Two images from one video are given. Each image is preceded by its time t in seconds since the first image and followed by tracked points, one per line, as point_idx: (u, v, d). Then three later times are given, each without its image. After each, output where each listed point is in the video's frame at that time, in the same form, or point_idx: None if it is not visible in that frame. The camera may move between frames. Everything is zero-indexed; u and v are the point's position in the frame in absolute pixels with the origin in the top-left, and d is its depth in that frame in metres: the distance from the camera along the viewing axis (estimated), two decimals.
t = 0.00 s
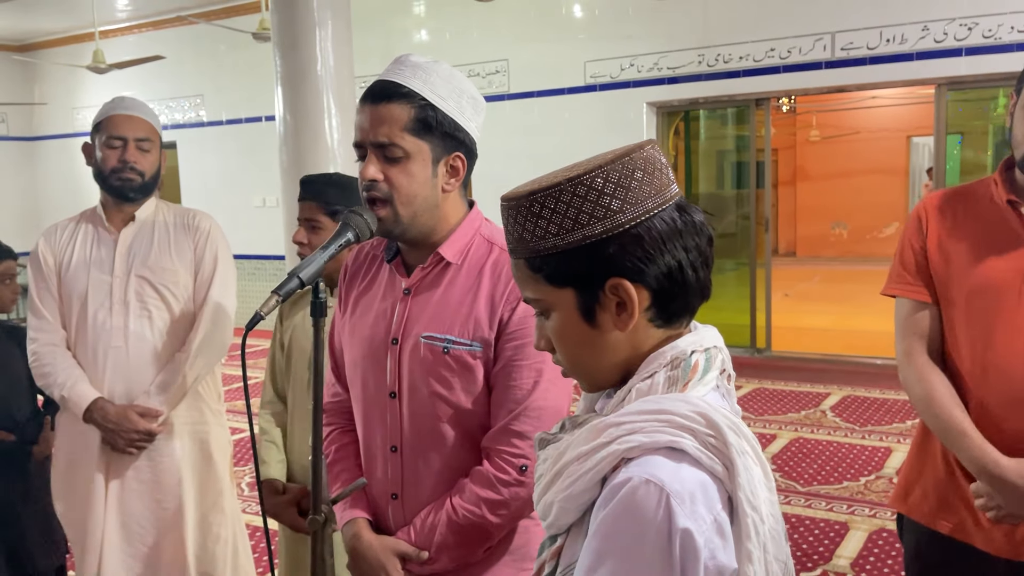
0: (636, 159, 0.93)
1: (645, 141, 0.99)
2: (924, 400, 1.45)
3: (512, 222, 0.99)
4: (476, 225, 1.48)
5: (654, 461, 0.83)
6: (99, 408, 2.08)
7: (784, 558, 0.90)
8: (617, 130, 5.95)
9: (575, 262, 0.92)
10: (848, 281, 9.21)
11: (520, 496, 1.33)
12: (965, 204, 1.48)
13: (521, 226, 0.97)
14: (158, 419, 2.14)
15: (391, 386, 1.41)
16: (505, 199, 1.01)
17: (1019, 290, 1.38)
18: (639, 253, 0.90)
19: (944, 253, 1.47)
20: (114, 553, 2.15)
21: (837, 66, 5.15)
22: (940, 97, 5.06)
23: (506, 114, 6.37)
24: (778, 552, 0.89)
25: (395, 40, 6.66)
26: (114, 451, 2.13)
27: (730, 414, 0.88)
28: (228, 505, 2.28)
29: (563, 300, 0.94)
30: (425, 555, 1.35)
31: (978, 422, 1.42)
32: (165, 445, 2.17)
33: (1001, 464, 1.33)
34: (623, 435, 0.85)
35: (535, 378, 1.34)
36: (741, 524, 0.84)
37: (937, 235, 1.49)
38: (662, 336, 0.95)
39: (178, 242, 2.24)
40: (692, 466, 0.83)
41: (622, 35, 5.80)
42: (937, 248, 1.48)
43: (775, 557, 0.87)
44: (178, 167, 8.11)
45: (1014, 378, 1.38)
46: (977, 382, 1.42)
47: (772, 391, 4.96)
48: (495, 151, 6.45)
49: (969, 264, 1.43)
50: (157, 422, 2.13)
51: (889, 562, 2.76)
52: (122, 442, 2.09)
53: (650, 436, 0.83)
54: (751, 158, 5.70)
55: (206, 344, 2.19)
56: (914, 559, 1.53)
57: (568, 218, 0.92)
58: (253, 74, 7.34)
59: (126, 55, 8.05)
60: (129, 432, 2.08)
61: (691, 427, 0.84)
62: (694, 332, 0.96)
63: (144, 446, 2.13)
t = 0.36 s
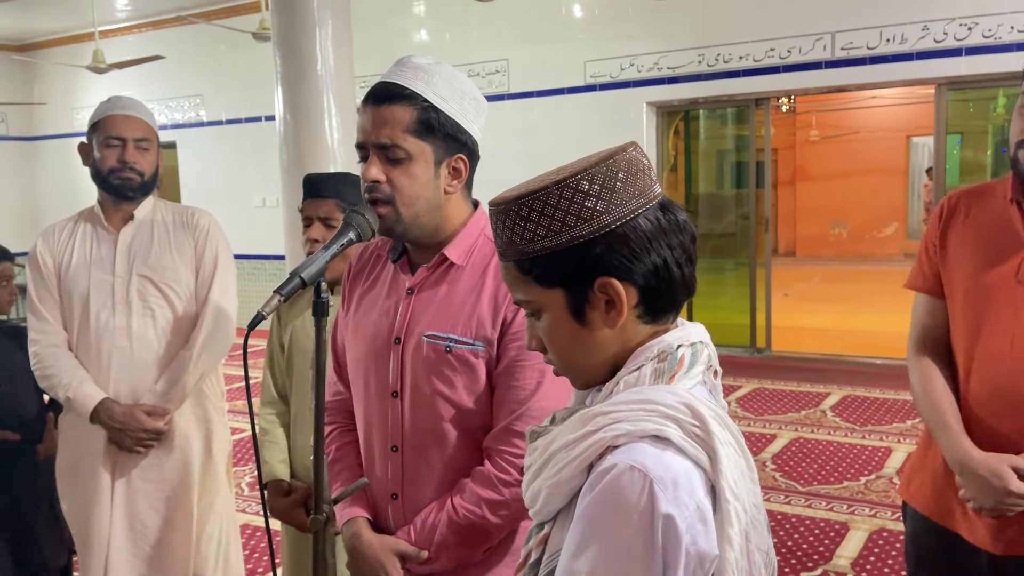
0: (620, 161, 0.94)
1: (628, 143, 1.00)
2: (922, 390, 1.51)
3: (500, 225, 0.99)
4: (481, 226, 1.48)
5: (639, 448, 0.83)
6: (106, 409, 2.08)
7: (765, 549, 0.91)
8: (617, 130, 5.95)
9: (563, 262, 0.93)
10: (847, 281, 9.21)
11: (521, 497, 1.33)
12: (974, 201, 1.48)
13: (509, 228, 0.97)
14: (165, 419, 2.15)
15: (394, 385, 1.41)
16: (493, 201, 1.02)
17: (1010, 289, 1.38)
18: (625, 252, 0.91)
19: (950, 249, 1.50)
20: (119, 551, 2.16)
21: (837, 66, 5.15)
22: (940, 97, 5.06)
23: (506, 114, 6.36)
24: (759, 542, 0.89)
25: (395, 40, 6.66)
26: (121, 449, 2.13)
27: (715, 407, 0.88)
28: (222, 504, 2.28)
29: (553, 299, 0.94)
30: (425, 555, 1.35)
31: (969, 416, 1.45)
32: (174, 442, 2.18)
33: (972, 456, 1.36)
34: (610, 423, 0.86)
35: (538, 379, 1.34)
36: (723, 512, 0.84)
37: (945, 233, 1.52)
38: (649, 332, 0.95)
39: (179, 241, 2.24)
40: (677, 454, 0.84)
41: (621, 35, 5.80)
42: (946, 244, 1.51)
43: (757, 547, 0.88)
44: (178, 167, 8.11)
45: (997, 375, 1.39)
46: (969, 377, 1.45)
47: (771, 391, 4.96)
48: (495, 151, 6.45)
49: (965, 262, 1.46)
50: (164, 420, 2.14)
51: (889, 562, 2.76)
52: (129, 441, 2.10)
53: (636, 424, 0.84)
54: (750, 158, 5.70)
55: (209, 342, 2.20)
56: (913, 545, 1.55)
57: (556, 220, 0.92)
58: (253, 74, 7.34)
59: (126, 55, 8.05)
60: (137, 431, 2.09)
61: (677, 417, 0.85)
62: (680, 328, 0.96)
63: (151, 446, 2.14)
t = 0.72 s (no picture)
0: (612, 163, 0.94)
1: (619, 144, 1.00)
2: (923, 388, 1.54)
3: (495, 228, 0.98)
4: (476, 225, 1.48)
5: (625, 438, 0.83)
6: (117, 411, 2.08)
7: (750, 543, 0.90)
8: (616, 130, 5.95)
9: (558, 263, 0.92)
10: (846, 280, 9.21)
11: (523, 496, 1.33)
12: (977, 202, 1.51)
13: (504, 232, 0.96)
14: (175, 419, 2.15)
15: (391, 386, 1.41)
16: (487, 203, 1.01)
17: (1001, 287, 1.41)
18: (619, 252, 0.91)
19: (953, 248, 1.53)
20: (127, 551, 2.15)
21: (835, 65, 5.14)
22: (938, 96, 5.06)
23: (504, 113, 6.36)
24: (744, 536, 0.88)
25: (393, 39, 6.65)
26: (131, 450, 2.13)
27: (702, 401, 0.89)
28: (228, 505, 2.30)
29: (549, 300, 0.94)
30: (427, 556, 1.35)
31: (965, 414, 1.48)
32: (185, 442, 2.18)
33: (955, 452, 1.41)
34: (600, 412, 0.86)
35: (538, 377, 1.33)
36: (707, 505, 0.84)
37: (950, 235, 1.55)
38: (644, 327, 0.95)
39: (182, 240, 2.24)
40: (663, 444, 0.84)
41: (620, 34, 5.80)
42: (951, 243, 1.54)
43: (742, 541, 0.88)
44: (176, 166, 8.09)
45: (988, 374, 1.41)
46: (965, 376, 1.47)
47: (770, 390, 4.96)
48: (494, 151, 6.45)
49: (963, 264, 1.49)
50: (174, 421, 2.14)
51: (888, 562, 2.75)
52: (141, 442, 2.10)
53: (623, 414, 0.84)
54: (749, 158, 5.70)
55: (217, 341, 2.20)
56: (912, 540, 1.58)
57: (551, 222, 0.92)
58: (251, 74, 7.33)
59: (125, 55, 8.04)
60: (149, 431, 2.09)
61: (664, 409, 0.85)
62: (671, 324, 0.96)
63: (162, 446, 2.14)
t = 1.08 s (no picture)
0: (605, 161, 0.93)
1: (611, 141, 0.99)
2: (920, 390, 1.51)
3: (489, 226, 0.98)
4: (473, 224, 1.47)
5: (613, 431, 0.83)
6: (125, 405, 2.08)
7: (740, 538, 0.90)
8: (615, 128, 5.95)
9: (552, 261, 0.92)
10: (845, 278, 9.21)
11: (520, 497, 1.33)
12: (968, 201, 1.49)
13: (499, 230, 0.96)
14: (182, 415, 2.15)
15: (387, 386, 1.40)
16: (482, 202, 1.00)
17: (1006, 288, 1.39)
18: (612, 249, 0.91)
19: (946, 248, 1.50)
20: (133, 548, 2.16)
21: (834, 63, 5.14)
22: (936, 95, 5.06)
23: (502, 112, 6.35)
24: (735, 530, 0.88)
25: (391, 38, 6.64)
26: (137, 448, 2.13)
27: (692, 397, 0.88)
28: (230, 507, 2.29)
29: (544, 297, 0.94)
30: (424, 556, 1.34)
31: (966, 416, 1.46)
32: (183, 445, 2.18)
33: (970, 457, 1.36)
34: (589, 407, 0.86)
35: (536, 379, 1.33)
36: (696, 500, 0.83)
37: (941, 234, 1.52)
38: (636, 324, 0.95)
39: (195, 238, 2.24)
40: (650, 438, 0.83)
41: (618, 32, 5.79)
42: (942, 243, 1.52)
43: (733, 536, 0.87)
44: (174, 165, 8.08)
45: (996, 375, 1.39)
46: (967, 377, 1.45)
47: (768, 389, 4.96)
48: (493, 150, 6.44)
49: (962, 262, 1.46)
50: (182, 418, 2.15)
51: (886, 560, 2.75)
52: (147, 439, 2.10)
53: (612, 409, 0.84)
54: (747, 156, 5.70)
55: (226, 340, 2.21)
56: (909, 544, 1.57)
57: (546, 220, 0.91)
58: (249, 72, 7.32)
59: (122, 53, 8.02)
60: (155, 428, 2.09)
61: (652, 404, 0.85)
62: (663, 321, 0.96)
63: (168, 442, 2.14)
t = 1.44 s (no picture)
0: (593, 161, 0.93)
1: (601, 141, 0.99)
2: (915, 397, 1.43)
3: (479, 229, 0.98)
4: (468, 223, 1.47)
5: (606, 433, 0.83)
6: (126, 397, 2.08)
7: (734, 539, 0.89)
8: (613, 127, 5.95)
9: (544, 263, 0.91)
10: (843, 277, 9.21)
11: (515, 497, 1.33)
12: (959, 199, 1.43)
13: (489, 234, 0.96)
14: (185, 409, 2.13)
15: (382, 386, 1.40)
16: (472, 204, 1.00)
17: (1009, 288, 1.35)
18: (603, 249, 0.90)
19: (935, 249, 1.44)
20: (140, 543, 2.16)
21: (832, 62, 5.13)
22: (934, 93, 5.05)
23: (500, 110, 6.34)
24: (729, 531, 0.87)
25: (389, 36, 6.63)
26: (140, 441, 2.13)
27: (686, 397, 0.88)
28: (237, 504, 2.27)
29: (536, 299, 0.93)
30: (419, 557, 1.34)
31: (969, 420, 1.39)
32: (194, 433, 2.16)
33: (989, 462, 1.31)
34: (582, 408, 0.85)
35: (530, 379, 1.33)
36: (690, 501, 0.83)
37: (930, 232, 1.45)
38: (630, 325, 0.94)
39: (206, 233, 2.23)
40: (644, 440, 0.83)
41: (616, 30, 5.78)
42: (929, 245, 1.45)
43: (728, 536, 0.87)
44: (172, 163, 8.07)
45: (1005, 379, 1.35)
46: (967, 381, 1.40)
47: (766, 387, 4.96)
48: (490, 148, 6.44)
49: (960, 263, 1.40)
50: (183, 411, 2.12)
51: (884, 559, 2.75)
52: (148, 431, 2.09)
53: (605, 410, 0.83)
54: (745, 155, 5.69)
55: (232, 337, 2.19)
56: (907, 555, 1.51)
57: (535, 222, 0.91)
58: (246, 71, 7.31)
59: (119, 52, 8.01)
60: (155, 420, 2.08)
61: (646, 404, 0.84)
62: (657, 321, 0.96)
63: (169, 437, 2.12)
